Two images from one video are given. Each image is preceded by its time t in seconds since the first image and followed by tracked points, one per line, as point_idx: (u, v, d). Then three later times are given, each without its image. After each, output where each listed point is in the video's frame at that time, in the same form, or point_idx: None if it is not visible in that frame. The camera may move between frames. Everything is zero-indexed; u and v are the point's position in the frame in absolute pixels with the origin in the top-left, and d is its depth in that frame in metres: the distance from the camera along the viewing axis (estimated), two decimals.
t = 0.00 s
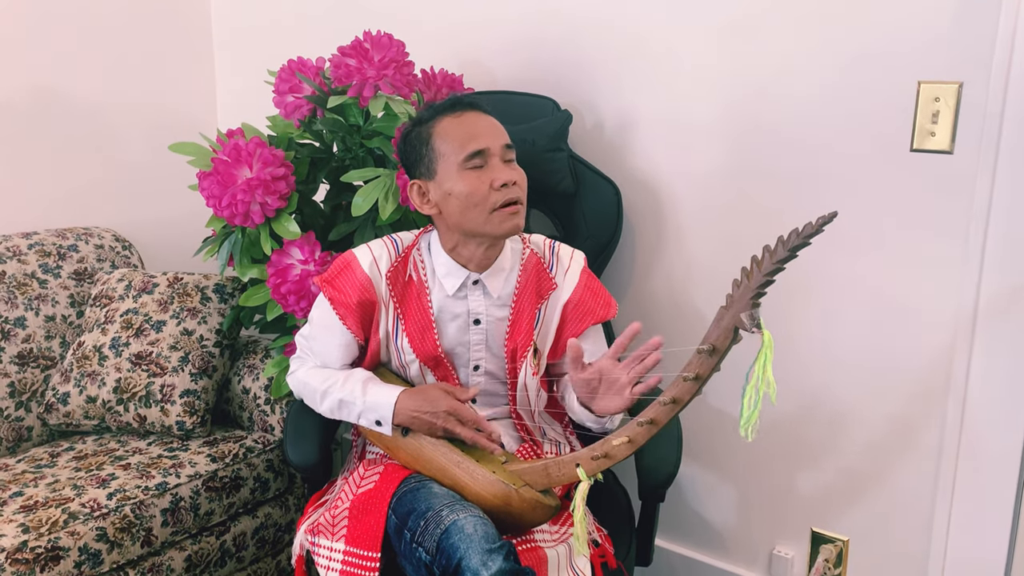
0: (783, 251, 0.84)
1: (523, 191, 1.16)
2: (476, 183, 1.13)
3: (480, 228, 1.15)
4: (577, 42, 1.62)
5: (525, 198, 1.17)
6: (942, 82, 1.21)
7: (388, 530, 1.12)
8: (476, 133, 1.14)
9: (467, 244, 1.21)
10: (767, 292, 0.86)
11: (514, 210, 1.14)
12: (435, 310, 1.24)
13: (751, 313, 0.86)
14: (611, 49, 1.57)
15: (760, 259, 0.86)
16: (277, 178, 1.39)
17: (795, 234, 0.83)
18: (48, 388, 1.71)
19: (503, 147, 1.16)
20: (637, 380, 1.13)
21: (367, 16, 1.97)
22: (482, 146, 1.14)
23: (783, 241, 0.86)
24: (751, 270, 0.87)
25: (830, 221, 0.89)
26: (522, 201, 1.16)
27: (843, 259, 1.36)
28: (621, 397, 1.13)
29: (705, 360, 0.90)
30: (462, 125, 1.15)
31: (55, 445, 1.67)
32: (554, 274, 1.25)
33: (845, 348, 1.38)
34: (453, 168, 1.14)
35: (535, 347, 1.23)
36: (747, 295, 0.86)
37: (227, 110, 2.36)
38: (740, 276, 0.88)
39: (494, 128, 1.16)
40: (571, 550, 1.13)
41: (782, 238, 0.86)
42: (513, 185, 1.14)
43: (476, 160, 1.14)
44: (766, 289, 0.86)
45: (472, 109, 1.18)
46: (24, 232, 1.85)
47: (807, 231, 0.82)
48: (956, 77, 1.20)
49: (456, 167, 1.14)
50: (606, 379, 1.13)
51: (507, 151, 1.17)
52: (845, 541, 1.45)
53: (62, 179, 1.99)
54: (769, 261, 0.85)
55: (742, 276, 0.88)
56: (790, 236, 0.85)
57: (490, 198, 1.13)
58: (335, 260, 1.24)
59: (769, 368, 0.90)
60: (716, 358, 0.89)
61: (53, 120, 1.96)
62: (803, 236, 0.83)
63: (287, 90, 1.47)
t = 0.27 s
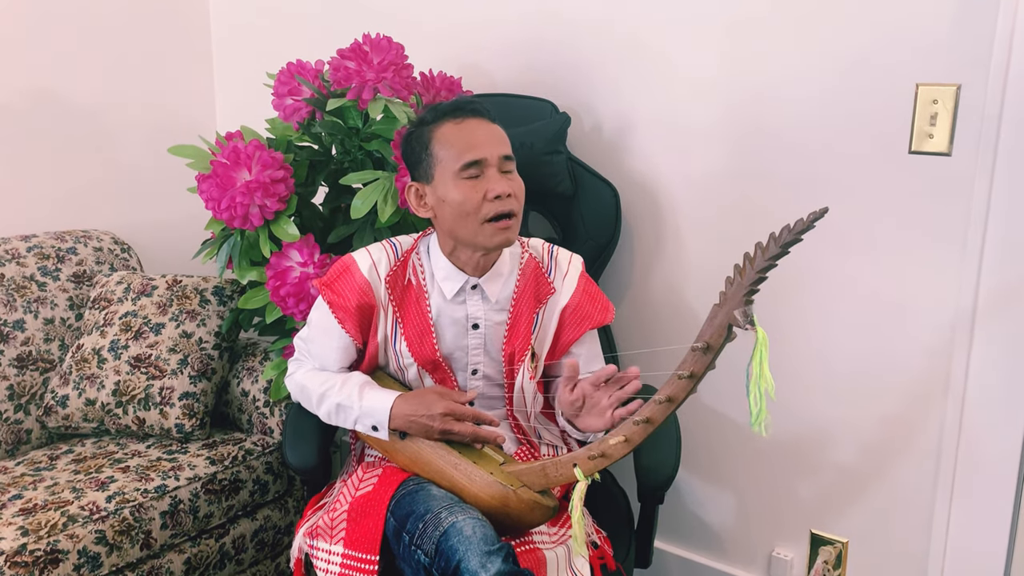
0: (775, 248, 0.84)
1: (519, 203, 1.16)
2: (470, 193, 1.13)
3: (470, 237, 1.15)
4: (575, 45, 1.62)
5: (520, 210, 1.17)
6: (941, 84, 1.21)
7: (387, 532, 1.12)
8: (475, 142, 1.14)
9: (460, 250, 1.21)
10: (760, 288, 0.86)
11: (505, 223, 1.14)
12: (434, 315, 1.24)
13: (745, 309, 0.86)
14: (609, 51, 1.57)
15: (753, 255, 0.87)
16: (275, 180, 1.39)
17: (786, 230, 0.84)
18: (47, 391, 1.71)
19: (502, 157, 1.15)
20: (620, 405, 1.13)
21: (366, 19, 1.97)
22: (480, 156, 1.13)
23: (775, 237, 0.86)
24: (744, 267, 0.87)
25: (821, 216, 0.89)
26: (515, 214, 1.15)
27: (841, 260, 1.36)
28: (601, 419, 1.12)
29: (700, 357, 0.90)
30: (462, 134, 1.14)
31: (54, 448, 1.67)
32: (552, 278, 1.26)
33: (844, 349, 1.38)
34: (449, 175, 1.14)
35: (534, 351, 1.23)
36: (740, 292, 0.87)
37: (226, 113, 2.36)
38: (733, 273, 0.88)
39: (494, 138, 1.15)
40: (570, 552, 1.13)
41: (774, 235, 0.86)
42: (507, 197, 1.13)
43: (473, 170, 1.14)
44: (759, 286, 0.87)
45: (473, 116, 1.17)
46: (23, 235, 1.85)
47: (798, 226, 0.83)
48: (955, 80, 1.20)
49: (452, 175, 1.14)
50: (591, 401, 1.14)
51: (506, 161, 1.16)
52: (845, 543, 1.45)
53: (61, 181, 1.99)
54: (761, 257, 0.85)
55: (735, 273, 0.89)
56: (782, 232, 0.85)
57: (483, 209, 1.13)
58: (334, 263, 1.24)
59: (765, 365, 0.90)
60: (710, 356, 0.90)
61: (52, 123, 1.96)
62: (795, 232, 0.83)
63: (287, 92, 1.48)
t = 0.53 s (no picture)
0: (779, 252, 0.84)
1: (523, 207, 1.16)
2: (474, 197, 1.13)
3: (474, 240, 1.16)
4: (575, 46, 1.62)
5: (524, 214, 1.17)
6: (940, 86, 1.21)
7: (387, 534, 1.12)
8: (478, 146, 1.14)
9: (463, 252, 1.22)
10: (763, 292, 0.86)
11: (509, 226, 1.14)
12: (435, 317, 1.24)
13: (748, 314, 0.86)
14: (609, 52, 1.57)
15: (757, 259, 0.87)
16: (276, 182, 1.39)
17: (790, 234, 0.84)
18: (47, 393, 1.71)
19: (506, 161, 1.15)
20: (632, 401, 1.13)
21: (366, 20, 1.97)
22: (483, 160, 1.13)
23: (779, 241, 0.86)
24: (748, 271, 0.88)
25: (826, 221, 0.89)
26: (519, 217, 1.15)
27: (841, 262, 1.36)
28: (612, 415, 1.13)
29: (703, 361, 0.90)
30: (466, 138, 1.14)
31: (54, 449, 1.67)
32: (554, 280, 1.26)
33: (843, 350, 1.39)
34: (453, 179, 1.14)
35: (535, 354, 1.24)
36: (744, 295, 0.87)
37: (226, 114, 2.36)
38: (737, 277, 0.88)
39: (498, 142, 1.15)
40: (571, 554, 1.13)
41: (778, 239, 0.86)
42: (511, 201, 1.13)
43: (476, 174, 1.14)
44: (762, 290, 0.87)
45: (476, 119, 1.17)
46: (23, 236, 1.85)
47: (802, 231, 0.82)
48: (954, 81, 1.21)
49: (456, 178, 1.14)
50: (602, 397, 1.15)
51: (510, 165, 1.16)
52: (844, 544, 1.45)
53: (61, 182, 1.99)
54: (765, 261, 0.85)
55: (739, 276, 0.89)
56: (785, 237, 0.85)
57: (487, 213, 1.13)
58: (335, 265, 1.24)
59: (766, 368, 0.90)
60: (712, 359, 0.90)
61: (52, 125, 1.96)
62: (798, 236, 0.83)
63: (286, 95, 1.48)
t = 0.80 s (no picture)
0: (779, 252, 0.84)
1: (524, 214, 1.16)
2: (475, 203, 1.14)
3: (474, 246, 1.16)
4: (576, 47, 1.62)
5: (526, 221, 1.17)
6: (940, 87, 1.22)
7: (388, 534, 1.12)
8: (481, 152, 1.14)
9: (464, 256, 1.22)
10: (763, 292, 0.86)
11: (509, 233, 1.15)
12: (437, 320, 1.25)
13: (748, 313, 0.86)
14: (610, 53, 1.58)
15: (757, 260, 0.87)
16: (277, 183, 1.40)
17: (790, 234, 0.84)
18: (49, 393, 1.71)
19: (510, 167, 1.15)
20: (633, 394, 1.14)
21: (367, 21, 1.97)
22: (486, 167, 1.13)
23: (779, 241, 0.86)
24: (748, 271, 0.88)
25: (825, 221, 0.89)
26: (520, 224, 1.15)
27: (842, 261, 1.36)
28: (614, 411, 1.13)
29: (703, 361, 0.90)
30: (469, 143, 1.14)
31: (55, 449, 1.67)
32: (556, 285, 1.26)
33: (843, 350, 1.39)
34: (455, 184, 1.15)
35: (535, 357, 1.24)
36: (744, 296, 0.87)
37: (227, 114, 2.36)
38: (737, 277, 0.88)
39: (502, 148, 1.15)
40: (571, 553, 1.13)
41: (778, 239, 0.87)
42: (511, 209, 1.13)
43: (478, 180, 1.14)
44: (762, 290, 0.87)
45: (480, 124, 1.16)
46: (24, 236, 1.86)
47: (802, 231, 0.83)
48: (954, 82, 1.21)
49: (458, 184, 1.15)
50: (602, 393, 1.14)
51: (514, 171, 1.16)
52: (844, 543, 1.45)
53: (62, 182, 1.99)
54: (765, 261, 0.85)
55: (739, 276, 0.89)
56: (786, 237, 0.85)
57: (487, 220, 1.14)
58: (338, 266, 1.25)
59: (768, 369, 0.91)
60: (713, 359, 0.90)
61: (52, 125, 1.96)
62: (798, 237, 0.83)
63: (287, 95, 1.48)
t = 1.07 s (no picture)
0: (785, 257, 0.84)
1: (526, 219, 1.16)
2: (476, 208, 1.14)
3: (475, 250, 1.16)
4: (579, 48, 1.62)
5: (528, 226, 1.17)
6: (943, 88, 1.22)
7: (393, 535, 1.12)
8: (484, 157, 1.13)
9: (466, 258, 1.23)
10: (770, 296, 0.86)
11: (509, 239, 1.15)
12: (442, 321, 1.25)
13: (755, 317, 0.87)
14: (612, 55, 1.58)
15: (763, 264, 0.87)
16: (281, 184, 1.40)
17: (798, 239, 0.83)
18: (52, 394, 1.71)
19: (513, 173, 1.15)
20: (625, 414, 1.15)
21: (370, 22, 1.98)
22: (489, 172, 1.13)
23: (786, 245, 0.86)
24: (754, 275, 0.87)
25: (831, 225, 0.89)
26: (521, 230, 1.15)
27: (844, 262, 1.36)
28: (607, 427, 1.14)
29: (708, 364, 0.90)
30: (473, 148, 1.14)
31: (59, 451, 1.67)
32: (561, 286, 1.26)
33: (846, 351, 1.39)
34: (457, 188, 1.15)
35: (540, 359, 1.24)
36: (750, 299, 0.87)
37: (230, 116, 2.36)
38: (743, 281, 0.88)
39: (506, 154, 1.14)
40: (575, 554, 1.13)
41: (785, 243, 0.86)
42: (512, 215, 1.13)
43: (480, 185, 1.13)
44: (768, 293, 0.87)
45: (485, 129, 1.16)
46: (28, 239, 1.86)
47: (810, 235, 0.82)
48: (957, 83, 1.21)
49: (460, 188, 1.15)
50: (596, 411, 1.16)
51: (517, 176, 1.15)
52: (847, 544, 1.45)
53: (64, 184, 1.99)
54: (772, 265, 0.85)
55: (745, 280, 0.89)
56: (793, 241, 0.85)
57: (488, 226, 1.14)
58: (343, 267, 1.25)
59: (773, 373, 0.90)
60: (719, 363, 0.90)
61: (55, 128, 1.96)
62: (805, 241, 0.83)
63: (291, 97, 1.49)
